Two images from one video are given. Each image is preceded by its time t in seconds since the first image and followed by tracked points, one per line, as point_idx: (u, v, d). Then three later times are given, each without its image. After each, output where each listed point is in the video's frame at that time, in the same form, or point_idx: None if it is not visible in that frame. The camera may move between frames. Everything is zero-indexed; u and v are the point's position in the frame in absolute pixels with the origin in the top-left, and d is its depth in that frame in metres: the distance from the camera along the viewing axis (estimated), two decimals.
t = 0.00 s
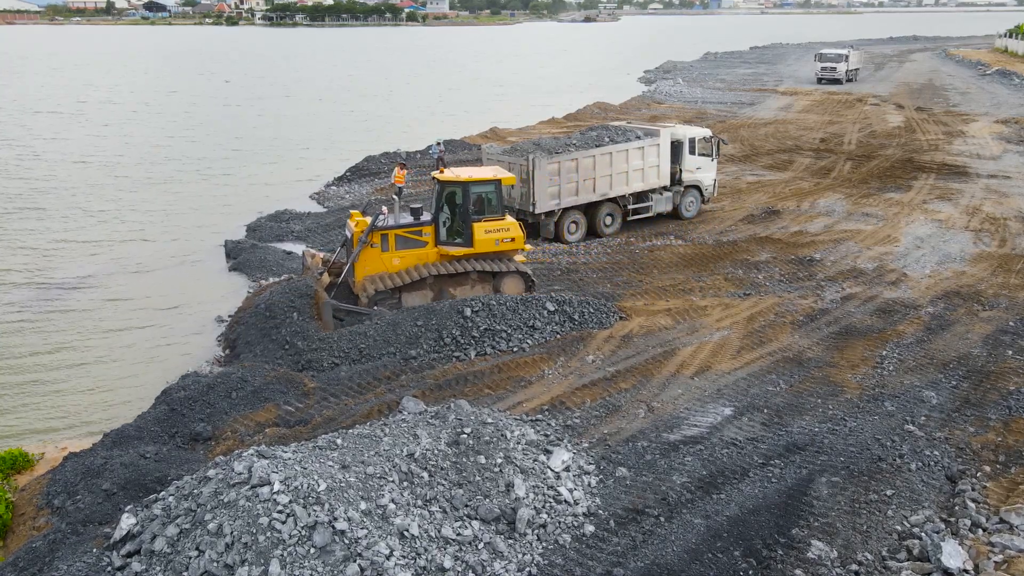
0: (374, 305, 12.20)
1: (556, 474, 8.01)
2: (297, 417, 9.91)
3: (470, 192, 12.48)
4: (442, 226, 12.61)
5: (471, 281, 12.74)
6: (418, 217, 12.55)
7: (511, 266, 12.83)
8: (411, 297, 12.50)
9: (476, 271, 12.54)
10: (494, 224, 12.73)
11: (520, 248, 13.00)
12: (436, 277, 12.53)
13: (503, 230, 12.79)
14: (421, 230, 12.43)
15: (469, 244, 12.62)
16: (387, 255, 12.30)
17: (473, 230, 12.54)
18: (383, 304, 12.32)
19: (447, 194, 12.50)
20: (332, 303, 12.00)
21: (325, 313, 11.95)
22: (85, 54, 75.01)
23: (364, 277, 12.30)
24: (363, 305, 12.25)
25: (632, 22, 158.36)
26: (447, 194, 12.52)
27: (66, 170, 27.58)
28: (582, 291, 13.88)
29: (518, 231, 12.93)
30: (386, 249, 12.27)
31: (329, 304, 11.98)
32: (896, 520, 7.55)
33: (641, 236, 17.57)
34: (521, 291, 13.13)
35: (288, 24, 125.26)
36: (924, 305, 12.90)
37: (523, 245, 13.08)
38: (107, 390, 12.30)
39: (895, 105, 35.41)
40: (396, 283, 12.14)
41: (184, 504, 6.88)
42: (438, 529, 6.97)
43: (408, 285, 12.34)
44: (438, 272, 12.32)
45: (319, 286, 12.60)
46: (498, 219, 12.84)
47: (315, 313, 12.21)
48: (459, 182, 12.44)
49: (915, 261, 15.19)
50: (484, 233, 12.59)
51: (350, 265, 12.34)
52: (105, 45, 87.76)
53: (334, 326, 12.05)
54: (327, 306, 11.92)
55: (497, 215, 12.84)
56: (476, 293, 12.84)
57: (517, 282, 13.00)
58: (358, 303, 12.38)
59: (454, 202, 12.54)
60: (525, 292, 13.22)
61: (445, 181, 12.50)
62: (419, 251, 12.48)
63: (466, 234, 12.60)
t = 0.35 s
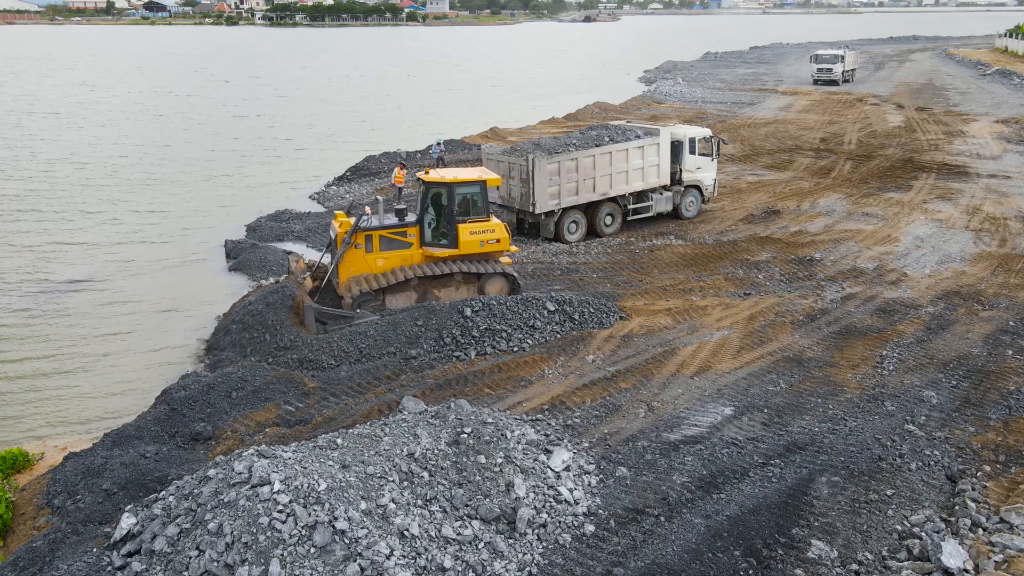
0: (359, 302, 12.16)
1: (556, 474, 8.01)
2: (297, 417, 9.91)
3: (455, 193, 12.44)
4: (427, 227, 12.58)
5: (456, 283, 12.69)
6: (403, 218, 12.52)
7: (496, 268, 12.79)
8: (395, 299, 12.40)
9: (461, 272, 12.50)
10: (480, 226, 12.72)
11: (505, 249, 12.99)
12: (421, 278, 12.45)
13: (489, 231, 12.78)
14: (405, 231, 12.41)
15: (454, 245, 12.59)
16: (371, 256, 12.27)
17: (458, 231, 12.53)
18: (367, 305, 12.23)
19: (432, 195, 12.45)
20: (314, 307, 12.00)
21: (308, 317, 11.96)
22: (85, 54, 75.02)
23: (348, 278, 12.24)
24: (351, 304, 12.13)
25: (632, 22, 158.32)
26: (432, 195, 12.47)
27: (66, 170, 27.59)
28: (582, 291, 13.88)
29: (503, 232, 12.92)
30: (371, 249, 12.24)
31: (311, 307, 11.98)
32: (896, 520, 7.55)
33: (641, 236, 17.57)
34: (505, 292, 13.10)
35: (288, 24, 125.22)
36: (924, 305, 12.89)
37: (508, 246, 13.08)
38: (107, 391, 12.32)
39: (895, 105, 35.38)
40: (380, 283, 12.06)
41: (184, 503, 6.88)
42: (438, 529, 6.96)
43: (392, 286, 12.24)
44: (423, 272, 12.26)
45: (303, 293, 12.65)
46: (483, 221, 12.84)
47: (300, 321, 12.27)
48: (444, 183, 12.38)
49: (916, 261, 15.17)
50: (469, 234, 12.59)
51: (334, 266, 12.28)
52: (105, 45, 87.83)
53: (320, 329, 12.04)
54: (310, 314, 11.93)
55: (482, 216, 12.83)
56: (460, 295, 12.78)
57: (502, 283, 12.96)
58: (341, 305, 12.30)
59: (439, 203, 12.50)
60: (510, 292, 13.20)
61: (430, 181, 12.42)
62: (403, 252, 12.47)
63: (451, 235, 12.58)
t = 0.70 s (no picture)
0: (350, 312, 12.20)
1: (558, 474, 8.01)
2: (299, 417, 9.91)
3: (441, 194, 12.32)
4: (413, 228, 12.49)
5: (441, 284, 12.77)
6: (388, 218, 12.40)
7: (482, 269, 12.84)
8: (381, 301, 12.41)
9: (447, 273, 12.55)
10: (466, 226, 12.64)
11: (491, 250, 12.98)
12: (407, 280, 12.47)
13: (475, 232, 12.70)
14: (391, 233, 12.32)
15: (440, 247, 12.52)
16: (357, 257, 12.18)
17: (444, 232, 12.45)
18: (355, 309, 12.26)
19: (418, 196, 12.35)
20: (296, 313, 12.01)
21: (292, 326, 12.01)
22: (84, 54, 74.97)
23: (334, 280, 12.13)
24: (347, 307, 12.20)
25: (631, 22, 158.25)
26: (418, 196, 12.35)
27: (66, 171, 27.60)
28: (582, 291, 13.88)
29: (489, 234, 12.85)
30: (356, 251, 12.15)
31: (293, 314, 11.99)
32: (898, 520, 7.54)
33: (641, 236, 17.56)
34: (491, 292, 13.19)
35: (288, 24, 125.12)
36: (925, 305, 12.88)
37: (494, 247, 13.04)
38: (107, 391, 12.32)
39: (895, 105, 35.37)
40: (366, 285, 12.06)
41: (186, 503, 6.88)
42: (441, 529, 6.96)
43: (377, 288, 12.23)
44: (409, 274, 12.25)
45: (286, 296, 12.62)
46: (470, 221, 12.74)
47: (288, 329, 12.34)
48: (431, 183, 12.25)
49: (916, 261, 15.17)
50: (455, 236, 12.50)
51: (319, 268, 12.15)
52: (105, 46, 87.80)
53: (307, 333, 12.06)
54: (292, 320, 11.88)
55: (469, 216, 12.73)
56: (446, 296, 12.87)
57: (488, 284, 13.05)
58: (326, 309, 12.25)
59: (425, 203, 12.40)
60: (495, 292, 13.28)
61: (416, 182, 12.28)
62: (390, 253, 12.38)
63: (437, 237, 12.50)
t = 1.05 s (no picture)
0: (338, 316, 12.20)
1: (566, 475, 8.00)
2: (305, 418, 9.91)
3: (431, 197, 12.22)
4: (403, 230, 12.41)
5: (431, 287, 12.67)
6: (379, 220, 12.36)
7: (472, 272, 12.71)
8: (371, 304, 12.39)
9: (437, 276, 12.45)
10: (457, 229, 12.53)
11: (483, 253, 12.84)
12: (396, 283, 12.42)
13: (466, 234, 12.59)
14: (381, 235, 12.28)
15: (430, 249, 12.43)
16: (346, 260, 12.16)
17: (434, 234, 12.36)
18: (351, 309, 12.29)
19: (408, 198, 12.25)
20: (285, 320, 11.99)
21: (283, 333, 12.02)
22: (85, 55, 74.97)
23: (323, 283, 12.13)
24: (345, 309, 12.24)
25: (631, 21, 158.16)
26: (407, 199, 12.26)
27: (69, 172, 27.62)
28: (587, 291, 13.88)
29: (481, 235, 12.73)
30: (346, 253, 12.13)
31: (283, 321, 11.99)
32: (907, 522, 7.52)
33: (646, 236, 17.57)
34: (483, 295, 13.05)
35: (289, 24, 125.04)
36: (930, 306, 12.88)
37: (486, 249, 12.91)
38: (112, 392, 12.31)
39: (897, 104, 35.37)
40: (355, 288, 12.07)
41: (195, 505, 6.87)
42: (450, 530, 6.94)
43: (367, 291, 12.21)
44: (398, 278, 12.23)
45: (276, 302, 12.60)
46: (461, 223, 12.62)
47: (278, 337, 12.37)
48: (420, 186, 12.13)
49: (921, 261, 15.17)
50: (445, 238, 12.41)
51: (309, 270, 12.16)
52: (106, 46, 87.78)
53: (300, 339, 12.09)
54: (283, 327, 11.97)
55: (460, 218, 12.60)
56: (437, 299, 12.78)
57: (479, 287, 12.90)
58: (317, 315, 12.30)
59: (415, 206, 12.30)
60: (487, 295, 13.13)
61: (405, 184, 12.18)
62: (379, 255, 12.34)
63: (427, 239, 12.41)
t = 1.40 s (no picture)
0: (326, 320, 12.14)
1: (570, 475, 7.99)
2: (309, 418, 9.89)
3: (417, 198, 12.25)
4: (391, 232, 12.42)
5: (419, 289, 12.58)
6: (366, 223, 12.38)
7: (461, 272, 12.64)
8: (358, 307, 12.30)
9: (425, 277, 12.38)
10: (443, 229, 12.57)
11: (470, 253, 12.86)
12: (384, 285, 12.34)
13: (452, 235, 12.65)
14: (368, 237, 12.27)
15: (417, 250, 12.46)
16: (333, 263, 12.16)
17: (421, 235, 12.40)
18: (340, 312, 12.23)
19: (394, 200, 12.27)
20: (272, 325, 12.05)
21: (270, 339, 12.06)
22: (85, 55, 74.96)
23: (311, 287, 12.13)
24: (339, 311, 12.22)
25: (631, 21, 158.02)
26: (394, 201, 12.29)
27: (70, 172, 27.62)
28: (590, 291, 13.86)
29: (467, 236, 12.79)
30: (332, 257, 12.13)
31: (270, 326, 12.05)
32: (912, 522, 7.51)
33: (648, 236, 17.55)
34: (472, 296, 12.97)
35: (288, 24, 124.95)
36: (934, 305, 12.87)
37: (473, 249, 12.95)
38: (114, 393, 12.31)
39: (897, 104, 35.33)
40: (343, 292, 12.00)
41: (199, 505, 6.87)
42: (454, 530, 6.93)
43: (354, 294, 12.16)
44: (386, 279, 12.14)
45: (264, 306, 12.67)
46: (447, 224, 12.67)
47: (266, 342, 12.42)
48: (406, 187, 12.16)
49: (923, 261, 15.15)
50: (432, 239, 12.46)
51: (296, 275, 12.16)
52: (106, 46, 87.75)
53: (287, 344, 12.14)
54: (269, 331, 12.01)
55: (447, 219, 12.64)
56: (426, 301, 12.67)
57: (468, 287, 12.82)
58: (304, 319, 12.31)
59: (402, 207, 12.32)
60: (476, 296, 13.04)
61: (391, 186, 12.21)
62: (367, 258, 12.33)
63: (415, 240, 12.44)
